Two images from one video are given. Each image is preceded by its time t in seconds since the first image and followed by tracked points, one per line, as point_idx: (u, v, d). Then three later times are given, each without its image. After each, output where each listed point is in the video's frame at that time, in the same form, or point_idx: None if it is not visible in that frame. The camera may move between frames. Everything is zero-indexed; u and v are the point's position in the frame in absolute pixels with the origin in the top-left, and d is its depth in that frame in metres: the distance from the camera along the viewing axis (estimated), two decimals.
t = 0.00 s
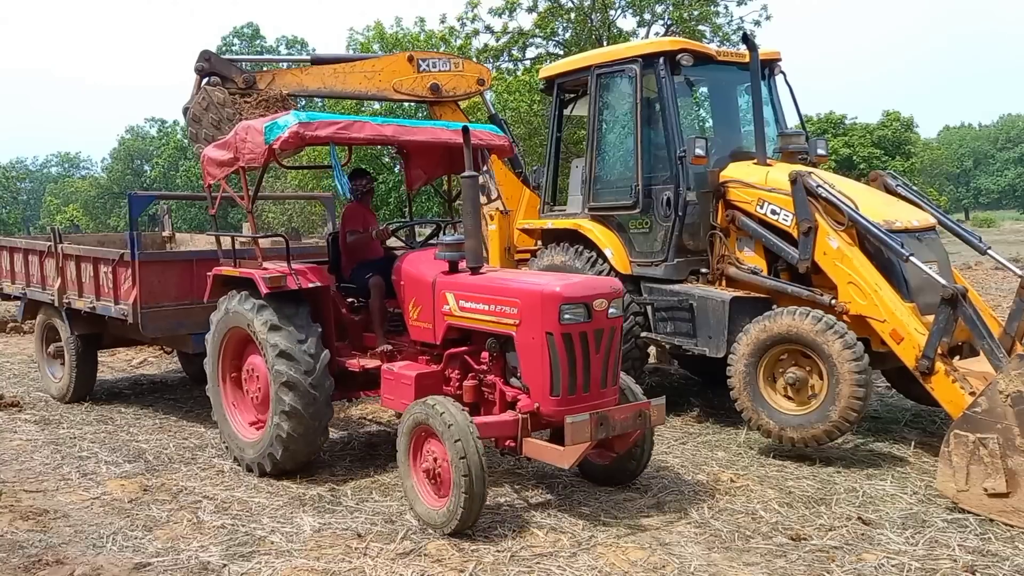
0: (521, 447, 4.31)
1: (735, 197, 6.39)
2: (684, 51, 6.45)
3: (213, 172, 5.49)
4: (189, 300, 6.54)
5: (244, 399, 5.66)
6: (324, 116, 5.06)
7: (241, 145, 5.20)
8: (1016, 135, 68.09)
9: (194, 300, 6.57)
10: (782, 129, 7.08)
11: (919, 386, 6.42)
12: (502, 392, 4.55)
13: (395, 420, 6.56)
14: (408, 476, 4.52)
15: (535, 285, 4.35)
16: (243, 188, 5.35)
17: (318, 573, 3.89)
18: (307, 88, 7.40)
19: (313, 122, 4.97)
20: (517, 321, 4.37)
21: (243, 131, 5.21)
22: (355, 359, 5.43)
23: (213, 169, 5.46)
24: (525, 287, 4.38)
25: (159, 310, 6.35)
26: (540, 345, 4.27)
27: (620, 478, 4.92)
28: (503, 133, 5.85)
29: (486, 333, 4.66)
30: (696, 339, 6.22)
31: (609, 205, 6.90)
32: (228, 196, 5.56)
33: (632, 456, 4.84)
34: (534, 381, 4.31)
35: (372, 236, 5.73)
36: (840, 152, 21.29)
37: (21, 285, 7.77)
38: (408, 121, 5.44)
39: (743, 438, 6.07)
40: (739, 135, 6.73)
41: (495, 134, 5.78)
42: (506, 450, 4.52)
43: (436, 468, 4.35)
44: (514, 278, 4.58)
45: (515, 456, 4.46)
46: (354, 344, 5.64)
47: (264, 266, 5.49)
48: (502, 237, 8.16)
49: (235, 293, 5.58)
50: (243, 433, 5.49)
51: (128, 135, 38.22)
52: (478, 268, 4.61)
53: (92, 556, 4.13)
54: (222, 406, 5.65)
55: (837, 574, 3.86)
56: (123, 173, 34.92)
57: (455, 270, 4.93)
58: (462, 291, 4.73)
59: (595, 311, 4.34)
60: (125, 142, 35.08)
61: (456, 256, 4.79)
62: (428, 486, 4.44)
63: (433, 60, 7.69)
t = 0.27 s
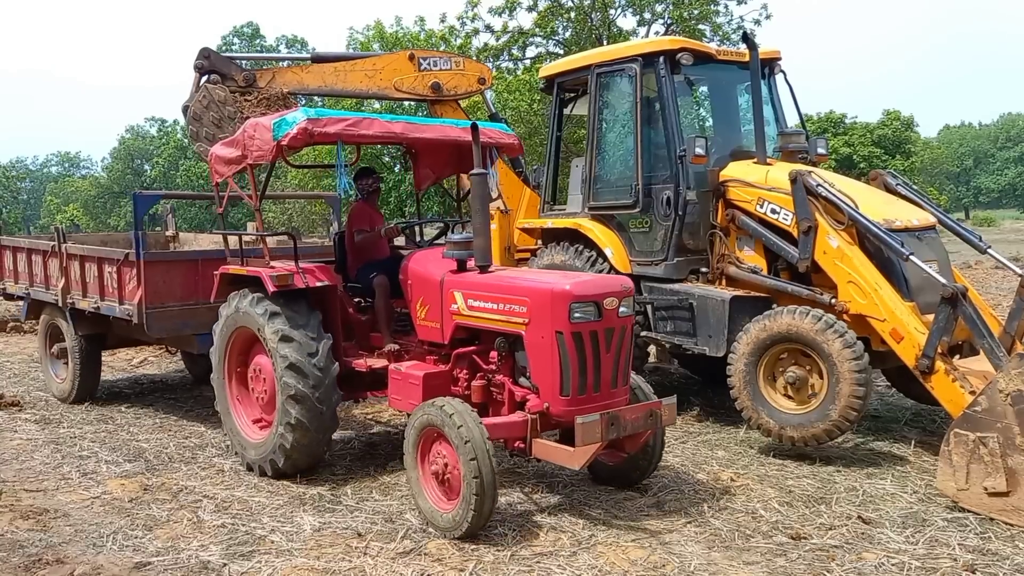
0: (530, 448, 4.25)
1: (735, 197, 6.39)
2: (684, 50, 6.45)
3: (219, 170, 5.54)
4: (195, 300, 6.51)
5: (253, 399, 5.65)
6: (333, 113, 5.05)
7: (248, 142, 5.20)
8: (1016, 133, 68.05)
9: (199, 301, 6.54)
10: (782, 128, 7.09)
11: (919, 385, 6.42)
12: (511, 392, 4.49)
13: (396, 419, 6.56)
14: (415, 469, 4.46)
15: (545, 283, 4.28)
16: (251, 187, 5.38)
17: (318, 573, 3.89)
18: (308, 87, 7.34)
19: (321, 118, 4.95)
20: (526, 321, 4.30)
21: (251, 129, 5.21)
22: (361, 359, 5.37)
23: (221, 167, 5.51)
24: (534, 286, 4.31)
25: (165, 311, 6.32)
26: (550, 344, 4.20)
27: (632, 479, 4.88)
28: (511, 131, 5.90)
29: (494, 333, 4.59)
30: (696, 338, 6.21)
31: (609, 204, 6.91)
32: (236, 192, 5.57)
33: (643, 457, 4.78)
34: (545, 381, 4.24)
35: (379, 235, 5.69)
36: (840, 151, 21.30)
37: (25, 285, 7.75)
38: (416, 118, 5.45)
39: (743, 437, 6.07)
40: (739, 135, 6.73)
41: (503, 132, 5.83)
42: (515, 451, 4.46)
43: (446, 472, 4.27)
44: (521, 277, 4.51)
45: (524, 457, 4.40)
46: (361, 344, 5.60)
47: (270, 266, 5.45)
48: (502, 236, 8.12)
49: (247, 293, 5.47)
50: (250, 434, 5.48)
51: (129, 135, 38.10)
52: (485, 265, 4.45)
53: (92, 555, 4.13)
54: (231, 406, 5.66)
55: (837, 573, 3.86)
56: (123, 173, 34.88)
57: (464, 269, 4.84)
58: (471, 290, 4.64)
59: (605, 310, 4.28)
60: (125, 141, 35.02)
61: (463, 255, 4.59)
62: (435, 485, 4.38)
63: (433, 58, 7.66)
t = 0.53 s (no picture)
0: (545, 453, 4.18)
1: (735, 196, 6.40)
2: (684, 50, 6.45)
3: (230, 169, 5.47)
4: (203, 300, 6.46)
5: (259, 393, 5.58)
6: (343, 110, 5.00)
7: (257, 141, 5.16)
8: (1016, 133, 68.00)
9: (208, 300, 6.49)
10: (782, 128, 7.10)
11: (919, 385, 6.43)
12: (525, 396, 4.44)
13: (396, 419, 6.57)
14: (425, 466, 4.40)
15: (561, 285, 4.19)
16: (260, 185, 5.36)
17: (319, 572, 3.89)
18: (309, 86, 7.33)
19: (332, 117, 4.87)
20: (541, 323, 4.22)
21: (260, 126, 5.16)
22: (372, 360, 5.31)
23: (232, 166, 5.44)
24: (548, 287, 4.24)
25: (173, 310, 6.27)
26: (565, 348, 4.12)
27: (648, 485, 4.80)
28: (525, 129, 5.86)
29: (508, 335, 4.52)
30: (696, 338, 6.21)
31: (609, 204, 6.91)
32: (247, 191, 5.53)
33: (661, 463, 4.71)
34: (560, 386, 4.17)
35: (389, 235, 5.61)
36: (840, 151, 21.31)
37: (31, 285, 7.74)
38: (428, 116, 5.38)
39: (743, 436, 6.07)
40: (739, 134, 6.73)
41: (516, 131, 5.78)
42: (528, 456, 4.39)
43: (458, 483, 4.20)
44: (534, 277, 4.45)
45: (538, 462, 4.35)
46: (371, 345, 5.52)
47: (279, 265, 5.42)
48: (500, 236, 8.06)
49: (265, 297, 5.31)
50: (255, 432, 5.44)
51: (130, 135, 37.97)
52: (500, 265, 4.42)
53: (93, 554, 4.13)
54: (236, 397, 5.57)
55: (837, 572, 3.87)
56: (123, 173, 34.86)
57: (477, 270, 4.78)
58: (484, 292, 4.58)
59: (622, 313, 4.18)
60: (126, 140, 35.01)
61: (476, 255, 4.52)
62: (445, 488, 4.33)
63: (433, 58, 7.63)
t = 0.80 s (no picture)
0: (571, 461, 4.05)
1: (735, 196, 6.40)
2: (684, 49, 6.45)
3: (242, 167, 5.28)
4: (214, 301, 6.37)
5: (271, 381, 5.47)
6: (359, 106, 4.72)
7: (272, 138, 4.94)
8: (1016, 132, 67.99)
9: (219, 302, 6.40)
10: (782, 127, 7.10)
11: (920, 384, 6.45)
12: (551, 402, 4.26)
13: (397, 419, 6.56)
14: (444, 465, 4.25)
15: (588, 287, 4.01)
16: (275, 184, 5.19)
17: (319, 572, 3.89)
18: (309, 85, 7.37)
19: (349, 112, 4.63)
20: (567, 326, 4.05)
21: (275, 123, 4.94)
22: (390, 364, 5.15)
23: (243, 164, 5.25)
24: (576, 289, 4.05)
25: (183, 312, 6.17)
26: (594, 353, 3.94)
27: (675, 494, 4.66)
28: (545, 125, 5.50)
29: (532, 338, 4.33)
30: (696, 338, 6.21)
31: (609, 203, 6.91)
32: (259, 190, 5.36)
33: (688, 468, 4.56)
34: (587, 392, 4.00)
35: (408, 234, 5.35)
36: (840, 150, 21.33)
37: (39, 286, 7.72)
38: (446, 113, 5.11)
39: (744, 436, 6.06)
40: (740, 134, 6.74)
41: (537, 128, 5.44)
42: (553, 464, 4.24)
43: (481, 495, 4.06)
44: (560, 278, 4.26)
45: (565, 470, 4.20)
46: (388, 348, 5.35)
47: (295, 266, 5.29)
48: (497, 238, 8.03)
49: (295, 314, 5.00)
50: (263, 426, 5.38)
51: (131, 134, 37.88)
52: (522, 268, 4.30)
53: (94, 554, 4.13)
54: (247, 381, 5.46)
55: (837, 571, 3.86)
56: (123, 173, 34.86)
57: (498, 270, 4.59)
58: (506, 293, 4.39)
59: (653, 315, 4.01)
60: (126, 139, 34.97)
61: (498, 256, 4.43)
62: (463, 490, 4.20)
63: (434, 58, 7.55)
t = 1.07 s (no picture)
0: (596, 468, 3.90)
1: (735, 195, 6.40)
2: (685, 49, 6.45)
3: (253, 166, 5.25)
4: (228, 303, 6.20)
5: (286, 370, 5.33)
6: (374, 103, 4.72)
7: (284, 136, 4.92)
8: (1016, 132, 67.98)
9: (233, 304, 6.24)
10: (783, 127, 7.10)
11: (920, 384, 6.47)
12: (574, 406, 4.13)
13: (398, 419, 6.57)
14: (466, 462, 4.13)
15: (612, 286, 3.88)
16: (287, 184, 5.14)
17: (320, 572, 3.89)
18: (310, 84, 7.40)
19: (361, 109, 4.61)
20: (591, 328, 3.91)
21: (287, 122, 4.92)
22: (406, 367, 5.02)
23: (255, 163, 5.22)
24: (600, 289, 3.92)
25: (196, 315, 6.02)
26: (619, 355, 3.80)
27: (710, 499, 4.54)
28: (565, 121, 5.43)
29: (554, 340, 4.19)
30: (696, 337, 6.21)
31: (609, 203, 6.90)
32: (272, 191, 5.35)
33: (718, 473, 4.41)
34: (613, 397, 3.86)
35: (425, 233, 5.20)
36: (840, 150, 21.35)
37: (48, 287, 7.64)
38: (463, 108, 5.08)
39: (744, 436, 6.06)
40: (740, 133, 6.74)
41: (555, 122, 5.37)
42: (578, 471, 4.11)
43: (500, 506, 3.95)
44: (584, 279, 4.11)
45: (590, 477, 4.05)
46: (405, 351, 5.23)
47: (310, 267, 5.22)
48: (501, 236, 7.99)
49: (323, 339, 4.77)
50: (274, 416, 5.31)
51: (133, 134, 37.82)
52: (543, 267, 4.20)
53: (94, 554, 4.13)
54: (262, 366, 5.31)
55: (837, 571, 3.86)
56: (123, 172, 34.87)
57: (518, 270, 4.44)
58: (527, 294, 4.25)
59: (680, 316, 3.87)
60: (126, 140, 34.99)
61: (520, 254, 4.26)
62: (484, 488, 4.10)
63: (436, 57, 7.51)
